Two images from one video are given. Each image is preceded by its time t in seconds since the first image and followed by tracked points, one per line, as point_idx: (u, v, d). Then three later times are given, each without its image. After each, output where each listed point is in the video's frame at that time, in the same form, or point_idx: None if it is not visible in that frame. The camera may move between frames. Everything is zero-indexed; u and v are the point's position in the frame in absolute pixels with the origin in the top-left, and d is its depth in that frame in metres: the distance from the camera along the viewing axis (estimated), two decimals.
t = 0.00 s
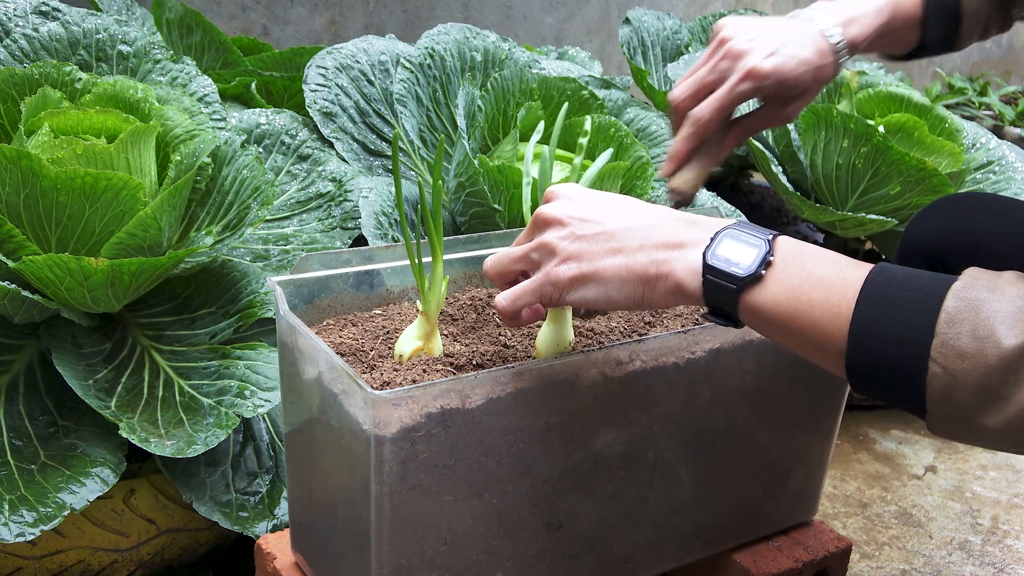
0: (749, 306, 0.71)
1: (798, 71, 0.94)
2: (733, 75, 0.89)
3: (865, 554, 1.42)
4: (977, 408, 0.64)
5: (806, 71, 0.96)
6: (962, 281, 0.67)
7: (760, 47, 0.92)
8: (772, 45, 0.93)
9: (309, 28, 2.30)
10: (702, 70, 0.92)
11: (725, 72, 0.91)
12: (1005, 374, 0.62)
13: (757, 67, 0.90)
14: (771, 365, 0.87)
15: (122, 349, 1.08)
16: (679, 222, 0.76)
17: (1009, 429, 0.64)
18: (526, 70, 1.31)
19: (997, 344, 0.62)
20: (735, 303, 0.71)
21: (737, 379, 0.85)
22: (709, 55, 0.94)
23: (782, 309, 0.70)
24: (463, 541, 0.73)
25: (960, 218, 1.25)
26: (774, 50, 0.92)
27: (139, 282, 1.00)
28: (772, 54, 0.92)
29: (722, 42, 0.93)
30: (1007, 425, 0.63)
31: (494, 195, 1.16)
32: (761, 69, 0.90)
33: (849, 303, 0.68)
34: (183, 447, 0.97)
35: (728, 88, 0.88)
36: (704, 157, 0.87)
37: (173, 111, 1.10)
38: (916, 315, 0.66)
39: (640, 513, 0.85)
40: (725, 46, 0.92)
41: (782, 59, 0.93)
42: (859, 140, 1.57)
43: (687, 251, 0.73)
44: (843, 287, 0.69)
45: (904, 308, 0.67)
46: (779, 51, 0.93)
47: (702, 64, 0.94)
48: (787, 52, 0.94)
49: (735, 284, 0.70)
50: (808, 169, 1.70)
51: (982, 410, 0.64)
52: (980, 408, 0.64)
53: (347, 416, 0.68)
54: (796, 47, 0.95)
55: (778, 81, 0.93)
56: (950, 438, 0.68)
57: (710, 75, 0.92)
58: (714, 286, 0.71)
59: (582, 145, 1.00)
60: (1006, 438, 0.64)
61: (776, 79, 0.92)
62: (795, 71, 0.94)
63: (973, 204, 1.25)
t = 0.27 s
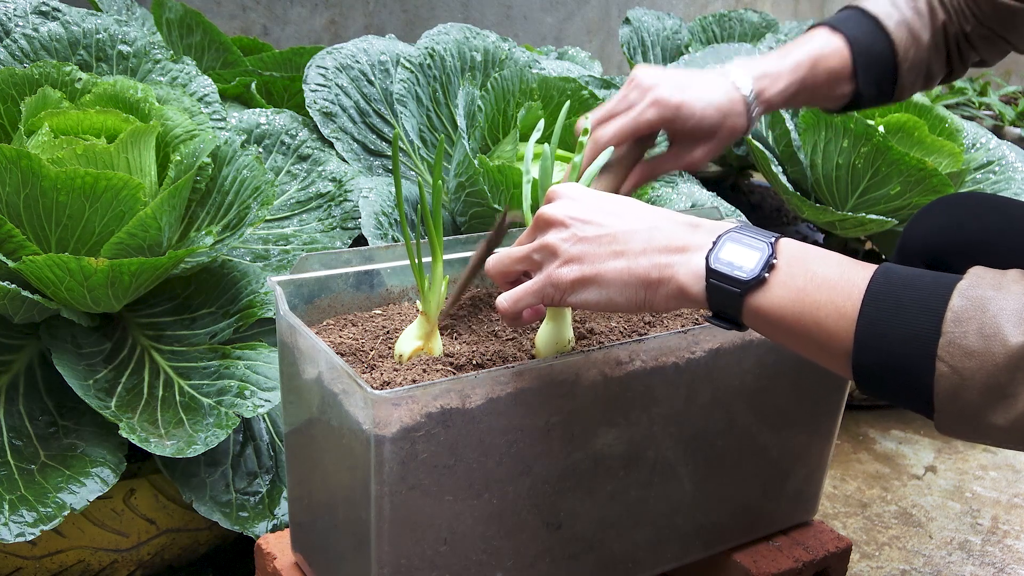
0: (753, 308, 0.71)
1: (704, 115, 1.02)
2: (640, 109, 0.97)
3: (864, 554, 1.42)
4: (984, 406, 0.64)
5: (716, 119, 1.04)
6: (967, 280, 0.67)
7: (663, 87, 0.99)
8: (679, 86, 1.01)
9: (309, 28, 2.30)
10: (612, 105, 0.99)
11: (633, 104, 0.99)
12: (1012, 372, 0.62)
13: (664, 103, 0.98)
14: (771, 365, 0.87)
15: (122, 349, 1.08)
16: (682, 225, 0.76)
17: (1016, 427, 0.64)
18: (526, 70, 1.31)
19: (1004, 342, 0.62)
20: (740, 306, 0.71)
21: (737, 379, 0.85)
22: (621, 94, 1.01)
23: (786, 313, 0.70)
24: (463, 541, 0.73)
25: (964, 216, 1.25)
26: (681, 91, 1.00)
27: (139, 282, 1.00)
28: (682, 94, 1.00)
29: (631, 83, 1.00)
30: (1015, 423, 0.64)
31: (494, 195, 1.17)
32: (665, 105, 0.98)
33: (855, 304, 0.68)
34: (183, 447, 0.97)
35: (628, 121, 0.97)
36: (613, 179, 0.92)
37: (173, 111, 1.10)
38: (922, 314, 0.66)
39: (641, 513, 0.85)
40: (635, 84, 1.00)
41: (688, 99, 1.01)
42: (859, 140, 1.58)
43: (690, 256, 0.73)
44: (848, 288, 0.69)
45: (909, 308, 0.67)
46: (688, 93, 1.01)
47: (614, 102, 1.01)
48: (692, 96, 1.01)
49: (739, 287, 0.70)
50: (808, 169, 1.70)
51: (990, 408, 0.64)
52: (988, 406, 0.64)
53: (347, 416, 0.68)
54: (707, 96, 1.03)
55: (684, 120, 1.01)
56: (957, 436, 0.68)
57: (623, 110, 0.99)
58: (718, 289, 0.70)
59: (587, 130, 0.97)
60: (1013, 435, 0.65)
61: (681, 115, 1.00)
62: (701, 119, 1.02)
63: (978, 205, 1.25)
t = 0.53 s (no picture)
0: (754, 313, 0.71)
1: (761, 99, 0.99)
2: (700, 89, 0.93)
3: (865, 554, 1.42)
4: (987, 411, 0.64)
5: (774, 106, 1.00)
6: (969, 284, 0.67)
7: (721, 71, 0.95)
8: (739, 69, 0.97)
9: (308, 28, 2.30)
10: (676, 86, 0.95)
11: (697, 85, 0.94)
12: (1014, 377, 0.62)
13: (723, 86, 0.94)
14: (771, 365, 0.87)
15: (122, 349, 1.08)
16: (683, 229, 0.76)
17: (1018, 431, 0.64)
18: (526, 70, 1.31)
19: (1006, 346, 0.62)
20: (740, 310, 0.71)
21: (737, 379, 0.85)
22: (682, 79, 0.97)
23: (785, 317, 0.70)
24: (463, 541, 0.73)
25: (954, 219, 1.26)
26: (740, 72, 0.97)
27: (139, 282, 1.00)
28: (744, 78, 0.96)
29: (693, 70, 0.96)
30: (1017, 428, 0.64)
31: (494, 195, 1.17)
32: (723, 87, 0.94)
33: (855, 308, 0.68)
34: (183, 447, 0.97)
35: (690, 101, 0.92)
36: (677, 159, 0.87)
37: (173, 111, 1.10)
38: (923, 318, 0.66)
39: (641, 513, 0.85)
40: (697, 69, 0.96)
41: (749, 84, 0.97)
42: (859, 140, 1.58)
43: (691, 259, 0.73)
44: (849, 292, 0.69)
45: (912, 312, 0.67)
46: (747, 77, 0.97)
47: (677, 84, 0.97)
48: (753, 79, 0.97)
49: (740, 292, 0.70)
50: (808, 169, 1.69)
51: (993, 413, 0.64)
52: (990, 411, 0.64)
53: (347, 416, 0.68)
54: (768, 75, 1.00)
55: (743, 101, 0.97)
56: (958, 440, 0.69)
57: (682, 92, 0.95)
58: (718, 294, 0.70)
59: (589, 126, 0.97)
60: (1015, 440, 0.65)
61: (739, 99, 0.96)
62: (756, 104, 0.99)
63: (970, 207, 1.26)
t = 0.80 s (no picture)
0: (751, 314, 0.71)
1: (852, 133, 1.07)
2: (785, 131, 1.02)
3: (865, 554, 1.42)
4: (979, 415, 0.64)
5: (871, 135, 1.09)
6: (962, 289, 0.67)
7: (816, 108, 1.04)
8: (830, 104, 1.06)
9: (308, 28, 2.30)
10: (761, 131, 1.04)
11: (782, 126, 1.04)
12: (1005, 382, 0.63)
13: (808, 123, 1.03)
14: (770, 365, 0.87)
15: (122, 349, 1.08)
16: (683, 231, 0.76)
17: (1011, 435, 0.64)
18: (526, 70, 1.31)
19: (997, 351, 0.62)
20: (738, 311, 0.71)
21: (737, 379, 0.85)
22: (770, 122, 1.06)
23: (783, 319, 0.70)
24: (463, 540, 0.73)
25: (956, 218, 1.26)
26: (833, 107, 1.06)
27: (139, 282, 1.00)
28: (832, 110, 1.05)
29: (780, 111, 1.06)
30: (1009, 431, 0.64)
31: (494, 195, 1.17)
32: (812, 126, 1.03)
33: (850, 311, 0.68)
34: (183, 447, 0.97)
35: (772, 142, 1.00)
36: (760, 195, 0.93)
37: (173, 111, 1.10)
38: (916, 321, 0.66)
39: (640, 513, 0.85)
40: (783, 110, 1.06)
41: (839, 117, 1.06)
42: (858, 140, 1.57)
43: (690, 260, 0.73)
44: (845, 294, 0.69)
45: (905, 316, 0.67)
46: (840, 109, 1.07)
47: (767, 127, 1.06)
48: (843, 112, 1.07)
49: (737, 293, 0.70)
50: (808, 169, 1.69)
51: (985, 417, 0.64)
52: (983, 414, 0.64)
53: (347, 416, 0.68)
54: (858, 110, 1.09)
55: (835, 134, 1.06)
56: (953, 444, 0.68)
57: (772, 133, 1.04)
58: (716, 295, 0.70)
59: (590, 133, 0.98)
60: (1009, 444, 0.65)
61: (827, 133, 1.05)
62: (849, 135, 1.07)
63: (970, 206, 1.26)
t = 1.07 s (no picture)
0: (751, 314, 0.71)
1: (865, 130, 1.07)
2: (804, 123, 1.00)
3: (865, 554, 1.42)
4: (978, 417, 0.64)
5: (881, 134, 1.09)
6: (961, 290, 0.67)
7: (832, 104, 1.04)
8: (846, 102, 1.06)
9: (308, 28, 2.30)
10: (778, 120, 1.03)
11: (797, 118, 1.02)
12: (1004, 385, 0.63)
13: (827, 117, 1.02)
14: (770, 365, 0.87)
15: (122, 349, 1.08)
16: (684, 231, 0.76)
17: (1009, 437, 0.64)
18: (526, 70, 1.31)
19: (995, 353, 0.62)
20: (737, 312, 0.71)
21: (737, 380, 0.85)
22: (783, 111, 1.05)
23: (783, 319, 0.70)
24: (463, 540, 0.73)
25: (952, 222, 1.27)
26: (850, 105, 1.06)
27: (139, 282, 1.00)
28: (846, 107, 1.05)
29: (796, 103, 1.04)
30: (1008, 433, 0.64)
31: (494, 195, 1.17)
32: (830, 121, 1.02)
33: (850, 311, 0.68)
34: (183, 447, 0.97)
35: (794, 135, 0.99)
36: (782, 195, 0.92)
37: (173, 111, 1.10)
38: (915, 323, 0.67)
39: (640, 513, 0.85)
40: (797, 103, 1.05)
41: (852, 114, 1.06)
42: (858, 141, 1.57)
43: (691, 260, 0.73)
44: (845, 295, 0.69)
45: (903, 318, 0.67)
46: (856, 106, 1.07)
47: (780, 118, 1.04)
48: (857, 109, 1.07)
49: (737, 293, 0.70)
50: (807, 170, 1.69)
51: (983, 419, 0.64)
52: (981, 416, 0.64)
53: (347, 416, 0.68)
54: (871, 107, 1.09)
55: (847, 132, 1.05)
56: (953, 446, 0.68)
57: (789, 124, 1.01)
58: (716, 295, 0.70)
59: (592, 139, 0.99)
60: (1008, 446, 0.65)
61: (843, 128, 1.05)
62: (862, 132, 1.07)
63: (968, 208, 1.26)
